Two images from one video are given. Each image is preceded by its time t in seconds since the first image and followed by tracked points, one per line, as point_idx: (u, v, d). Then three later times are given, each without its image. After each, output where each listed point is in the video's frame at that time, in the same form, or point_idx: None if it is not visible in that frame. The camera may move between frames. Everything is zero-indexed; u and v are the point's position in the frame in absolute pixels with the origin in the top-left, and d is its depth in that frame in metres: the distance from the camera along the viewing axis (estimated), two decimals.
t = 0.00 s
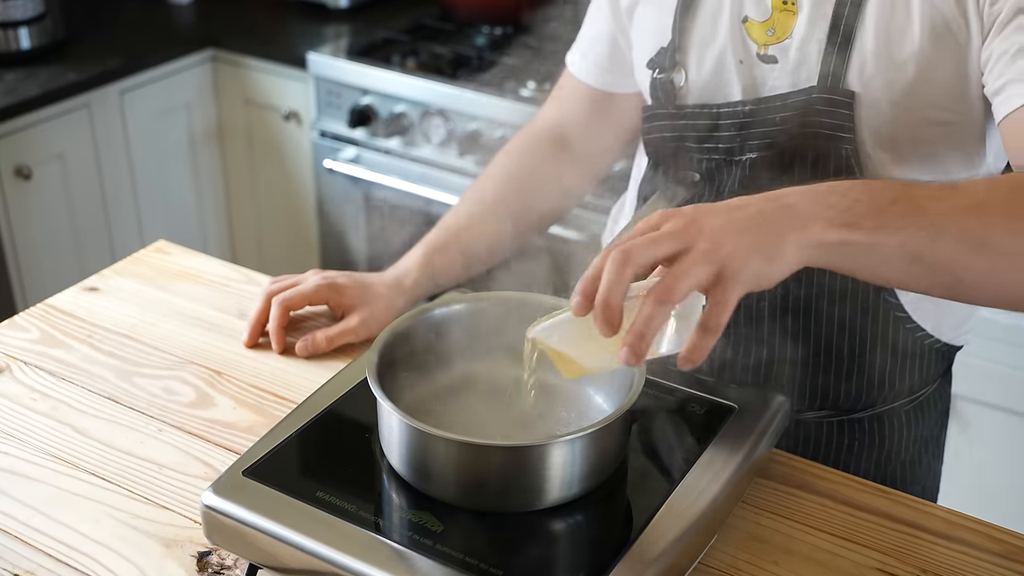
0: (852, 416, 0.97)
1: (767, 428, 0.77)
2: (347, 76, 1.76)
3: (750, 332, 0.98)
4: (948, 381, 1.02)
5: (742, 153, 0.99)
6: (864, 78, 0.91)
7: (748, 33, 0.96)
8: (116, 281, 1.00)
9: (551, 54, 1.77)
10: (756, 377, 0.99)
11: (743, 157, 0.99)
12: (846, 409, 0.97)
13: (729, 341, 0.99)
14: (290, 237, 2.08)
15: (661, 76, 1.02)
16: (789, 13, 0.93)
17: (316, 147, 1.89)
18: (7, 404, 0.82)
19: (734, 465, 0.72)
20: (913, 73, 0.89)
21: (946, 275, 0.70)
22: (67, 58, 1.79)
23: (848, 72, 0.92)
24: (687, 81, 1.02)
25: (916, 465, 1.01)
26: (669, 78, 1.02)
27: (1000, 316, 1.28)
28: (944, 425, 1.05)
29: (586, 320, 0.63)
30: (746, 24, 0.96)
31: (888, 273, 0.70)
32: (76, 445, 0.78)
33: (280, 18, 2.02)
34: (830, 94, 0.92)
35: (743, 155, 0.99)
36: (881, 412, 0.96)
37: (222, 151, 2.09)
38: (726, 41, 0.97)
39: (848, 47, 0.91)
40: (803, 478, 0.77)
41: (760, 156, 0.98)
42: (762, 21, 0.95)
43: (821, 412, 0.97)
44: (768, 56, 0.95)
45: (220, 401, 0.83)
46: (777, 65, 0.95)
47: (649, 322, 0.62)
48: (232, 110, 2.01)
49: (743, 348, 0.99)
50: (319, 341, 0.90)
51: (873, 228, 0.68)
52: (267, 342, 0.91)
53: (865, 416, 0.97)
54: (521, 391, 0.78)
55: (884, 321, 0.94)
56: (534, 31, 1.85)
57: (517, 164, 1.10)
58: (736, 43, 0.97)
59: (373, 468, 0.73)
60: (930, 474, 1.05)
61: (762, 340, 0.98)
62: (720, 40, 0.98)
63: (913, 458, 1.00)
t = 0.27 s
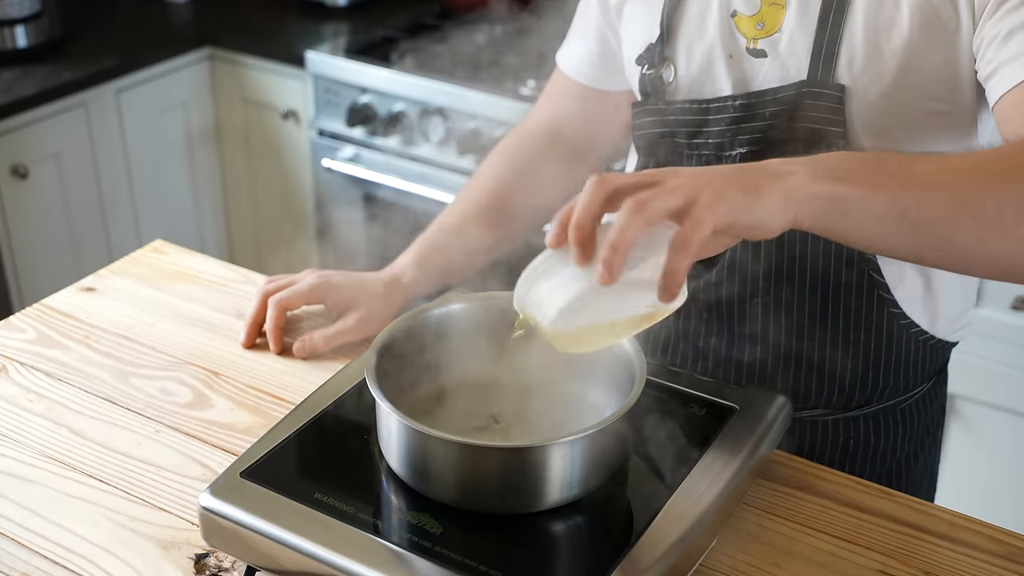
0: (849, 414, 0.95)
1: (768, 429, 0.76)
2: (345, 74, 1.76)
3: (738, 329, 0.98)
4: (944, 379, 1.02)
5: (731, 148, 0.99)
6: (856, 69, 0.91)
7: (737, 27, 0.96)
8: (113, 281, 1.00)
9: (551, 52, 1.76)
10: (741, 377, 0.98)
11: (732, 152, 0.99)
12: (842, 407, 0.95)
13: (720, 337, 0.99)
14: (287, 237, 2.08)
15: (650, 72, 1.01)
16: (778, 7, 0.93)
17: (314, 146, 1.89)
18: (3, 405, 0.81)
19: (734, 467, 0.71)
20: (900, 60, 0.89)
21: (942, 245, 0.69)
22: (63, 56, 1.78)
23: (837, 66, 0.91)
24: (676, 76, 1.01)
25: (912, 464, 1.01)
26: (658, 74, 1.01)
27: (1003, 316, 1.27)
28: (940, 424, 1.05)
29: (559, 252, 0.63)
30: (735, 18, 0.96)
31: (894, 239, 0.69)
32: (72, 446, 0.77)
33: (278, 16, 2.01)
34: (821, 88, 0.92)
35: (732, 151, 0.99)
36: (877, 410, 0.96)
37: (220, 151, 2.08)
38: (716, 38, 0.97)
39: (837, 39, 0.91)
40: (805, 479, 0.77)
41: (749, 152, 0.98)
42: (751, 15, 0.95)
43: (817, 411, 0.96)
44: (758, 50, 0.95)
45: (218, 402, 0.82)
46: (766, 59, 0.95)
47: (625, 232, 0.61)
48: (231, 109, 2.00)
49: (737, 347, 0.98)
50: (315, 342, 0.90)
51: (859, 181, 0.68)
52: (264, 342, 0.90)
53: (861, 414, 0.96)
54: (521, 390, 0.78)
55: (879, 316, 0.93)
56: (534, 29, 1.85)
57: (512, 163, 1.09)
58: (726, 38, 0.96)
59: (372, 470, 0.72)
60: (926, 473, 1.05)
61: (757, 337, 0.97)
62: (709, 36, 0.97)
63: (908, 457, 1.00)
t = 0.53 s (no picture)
0: (849, 413, 0.95)
1: (769, 429, 0.76)
2: (345, 73, 1.75)
3: (738, 327, 0.98)
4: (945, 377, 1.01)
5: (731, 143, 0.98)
6: (856, 66, 0.90)
7: (735, 24, 0.96)
8: (111, 281, 0.99)
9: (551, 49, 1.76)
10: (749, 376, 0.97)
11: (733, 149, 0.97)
12: (842, 405, 0.95)
13: (721, 335, 0.99)
14: (285, 236, 2.08)
15: (649, 69, 1.01)
16: (776, 3, 0.93)
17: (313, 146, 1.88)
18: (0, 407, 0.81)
19: (737, 467, 0.71)
20: (897, 54, 0.89)
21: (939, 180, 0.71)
22: (60, 55, 1.78)
23: (838, 64, 0.91)
24: (676, 75, 1.00)
25: (914, 461, 1.00)
26: (657, 71, 1.00)
27: (1002, 316, 1.26)
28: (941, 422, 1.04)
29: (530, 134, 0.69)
30: (733, 14, 0.96)
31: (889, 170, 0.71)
32: (70, 447, 0.76)
33: (276, 15, 2.00)
34: (821, 84, 0.91)
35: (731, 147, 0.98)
36: (876, 408, 0.95)
37: (218, 150, 2.08)
38: (716, 34, 0.96)
39: (837, 36, 0.90)
40: (807, 481, 0.76)
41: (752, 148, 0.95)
42: (750, 11, 0.95)
43: (816, 409, 0.95)
44: (756, 46, 0.95)
45: (216, 403, 0.82)
46: (765, 55, 0.94)
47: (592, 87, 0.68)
48: (228, 108, 2.00)
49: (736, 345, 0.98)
50: (315, 342, 0.89)
51: (853, 137, 0.71)
52: (262, 343, 0.90)
53: (861, 412, 0.95)
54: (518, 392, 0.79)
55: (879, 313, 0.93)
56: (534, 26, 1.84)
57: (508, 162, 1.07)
58: (725, 34, 0.96)
59: (370, 470, 0.72)
60: (928, 472, 1.04)
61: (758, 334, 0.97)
62: (708, 33, 0.97)
63: (910, 455, 0.99)
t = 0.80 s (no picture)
0: (855, 413, 0.95)
1: (771, 430, 0.75)
2: (344, 72, 1.75)
3: (745, 326, 0.96)
4: (950, 376, 1.01)
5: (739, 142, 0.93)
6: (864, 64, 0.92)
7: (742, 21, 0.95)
8: (108, 281, 0.98)
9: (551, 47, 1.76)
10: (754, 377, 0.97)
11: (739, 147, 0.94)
12: (848, 405, 0.95)
13: (727, 334, 0.97)
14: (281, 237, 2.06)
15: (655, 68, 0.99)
16: None
17: (312, 145, 1.88)
18: None
19: (740, 468, 0.71)
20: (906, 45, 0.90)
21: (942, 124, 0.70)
22: (57, 54, 1.77)
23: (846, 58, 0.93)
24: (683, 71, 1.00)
25: (918, 463, 0.99)
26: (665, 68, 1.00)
27: (1005, 316, 1.26)
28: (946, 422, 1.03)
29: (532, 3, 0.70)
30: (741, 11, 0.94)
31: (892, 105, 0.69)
32: (67, 449, 0.76)
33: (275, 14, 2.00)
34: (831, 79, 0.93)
35: (740, 145, 0.93)
36: (883, 407, 0.95)
37: (216, 148, 2.07)
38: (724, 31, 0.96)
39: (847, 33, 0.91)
40: (809, 483, 0.76)
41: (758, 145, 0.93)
42: (758, 8, 0.94)
43: (822, 409, 0.95)
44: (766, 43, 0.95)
45: (214, 404, 0.81)
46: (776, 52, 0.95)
47: None
48: (226, 107, 1.99)
49: (741, 345, 0.96)
50: (314, 343, 0.88)
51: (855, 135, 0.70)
52: (261, 343, 0.89)
53: (867, 412, 0.94)
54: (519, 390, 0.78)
55: (884, 311, 0.92)
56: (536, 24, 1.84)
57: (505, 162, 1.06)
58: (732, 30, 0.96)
59: (368, 472, 0.71)
60: (932, 473, 1.03)
61: (763, 333, 0.96)
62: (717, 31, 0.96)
63: (915, 456, 0.98)
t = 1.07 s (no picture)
0: (868, 409, 0.92)
1: (773, 430, 0.75)
2: (342, 70, 1.75)
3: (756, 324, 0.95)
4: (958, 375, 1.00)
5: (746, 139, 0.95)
6: (871, 62, 0.89)
7: (749, 18, 0.95)
8: (105, 280, 0.98)
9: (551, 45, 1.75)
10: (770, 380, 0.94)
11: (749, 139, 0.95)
12: (860, 401, 0.92)
13: (740, 335, 0.95)
14: (277, 239, 2.07)
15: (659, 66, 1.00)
16: None
17: (311, 143, 1.87)
18: None
19: (742, 468, 0.70)
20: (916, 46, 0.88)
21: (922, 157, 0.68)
22: (54, 52, 1.77)
23: (853, 55, 0.90)
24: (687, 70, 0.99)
25: (927, 465, 0.98)
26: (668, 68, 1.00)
27: (1010, 315, 1.26)
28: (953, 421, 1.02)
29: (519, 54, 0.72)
30: (746, 8, 0.94)
31: (855, 149, 0.68)
32: (64, 450, 0.75)
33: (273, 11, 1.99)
34: (836, 76, 0.90)
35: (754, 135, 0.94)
36: (894, 405, 0.93)
37: (213, 147, 2.07)
38: (728, 28, 0.96)
39: (853, 31, 0.90)
40: (811, 483, 0.75)
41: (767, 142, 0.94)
42: (763, 5, 0.93)
43: (833, 407, 0.92)
44: (771, 40, 0.94)
45: (212, 404, 0.81)
46: (780, 50, 0.93)
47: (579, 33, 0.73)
48: (224, 105, 1.99)
49: (752, 342, 0.95)
50: (314, 343, 0.88)
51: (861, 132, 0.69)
52: (260, 343, 0.89)
53: (878, 410, 0.92)
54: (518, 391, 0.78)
55: (894, 306, 0.92)
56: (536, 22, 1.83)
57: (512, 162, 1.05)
58: (737, 27, 0.95)
59: (367, 473, 0.70)
60: (941, 473, 1.02)
61: (774, 331, 0.94)
62: (721, 27, 0.96)
63: (923, 457, 0.97)
